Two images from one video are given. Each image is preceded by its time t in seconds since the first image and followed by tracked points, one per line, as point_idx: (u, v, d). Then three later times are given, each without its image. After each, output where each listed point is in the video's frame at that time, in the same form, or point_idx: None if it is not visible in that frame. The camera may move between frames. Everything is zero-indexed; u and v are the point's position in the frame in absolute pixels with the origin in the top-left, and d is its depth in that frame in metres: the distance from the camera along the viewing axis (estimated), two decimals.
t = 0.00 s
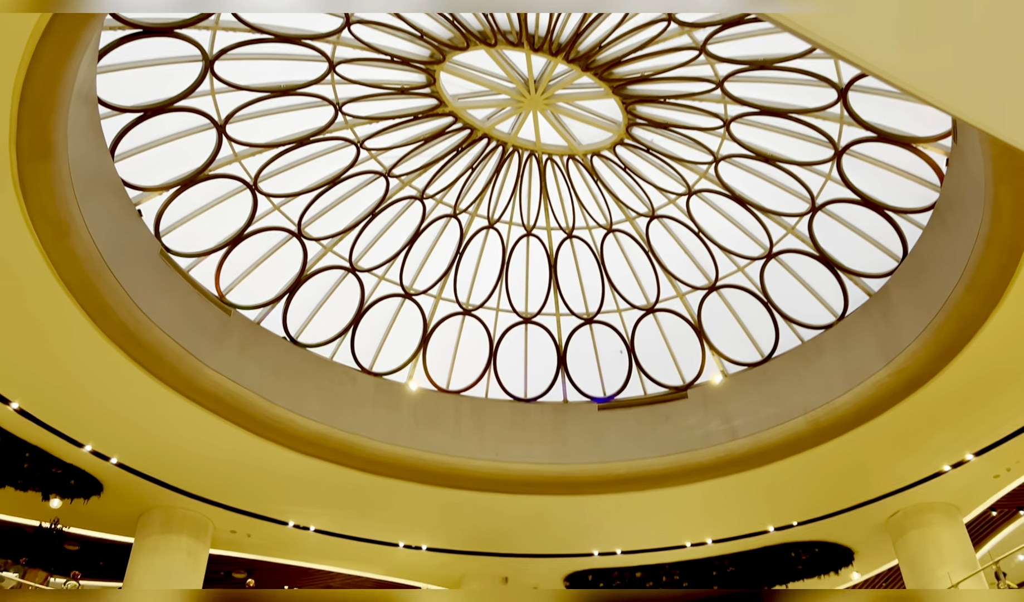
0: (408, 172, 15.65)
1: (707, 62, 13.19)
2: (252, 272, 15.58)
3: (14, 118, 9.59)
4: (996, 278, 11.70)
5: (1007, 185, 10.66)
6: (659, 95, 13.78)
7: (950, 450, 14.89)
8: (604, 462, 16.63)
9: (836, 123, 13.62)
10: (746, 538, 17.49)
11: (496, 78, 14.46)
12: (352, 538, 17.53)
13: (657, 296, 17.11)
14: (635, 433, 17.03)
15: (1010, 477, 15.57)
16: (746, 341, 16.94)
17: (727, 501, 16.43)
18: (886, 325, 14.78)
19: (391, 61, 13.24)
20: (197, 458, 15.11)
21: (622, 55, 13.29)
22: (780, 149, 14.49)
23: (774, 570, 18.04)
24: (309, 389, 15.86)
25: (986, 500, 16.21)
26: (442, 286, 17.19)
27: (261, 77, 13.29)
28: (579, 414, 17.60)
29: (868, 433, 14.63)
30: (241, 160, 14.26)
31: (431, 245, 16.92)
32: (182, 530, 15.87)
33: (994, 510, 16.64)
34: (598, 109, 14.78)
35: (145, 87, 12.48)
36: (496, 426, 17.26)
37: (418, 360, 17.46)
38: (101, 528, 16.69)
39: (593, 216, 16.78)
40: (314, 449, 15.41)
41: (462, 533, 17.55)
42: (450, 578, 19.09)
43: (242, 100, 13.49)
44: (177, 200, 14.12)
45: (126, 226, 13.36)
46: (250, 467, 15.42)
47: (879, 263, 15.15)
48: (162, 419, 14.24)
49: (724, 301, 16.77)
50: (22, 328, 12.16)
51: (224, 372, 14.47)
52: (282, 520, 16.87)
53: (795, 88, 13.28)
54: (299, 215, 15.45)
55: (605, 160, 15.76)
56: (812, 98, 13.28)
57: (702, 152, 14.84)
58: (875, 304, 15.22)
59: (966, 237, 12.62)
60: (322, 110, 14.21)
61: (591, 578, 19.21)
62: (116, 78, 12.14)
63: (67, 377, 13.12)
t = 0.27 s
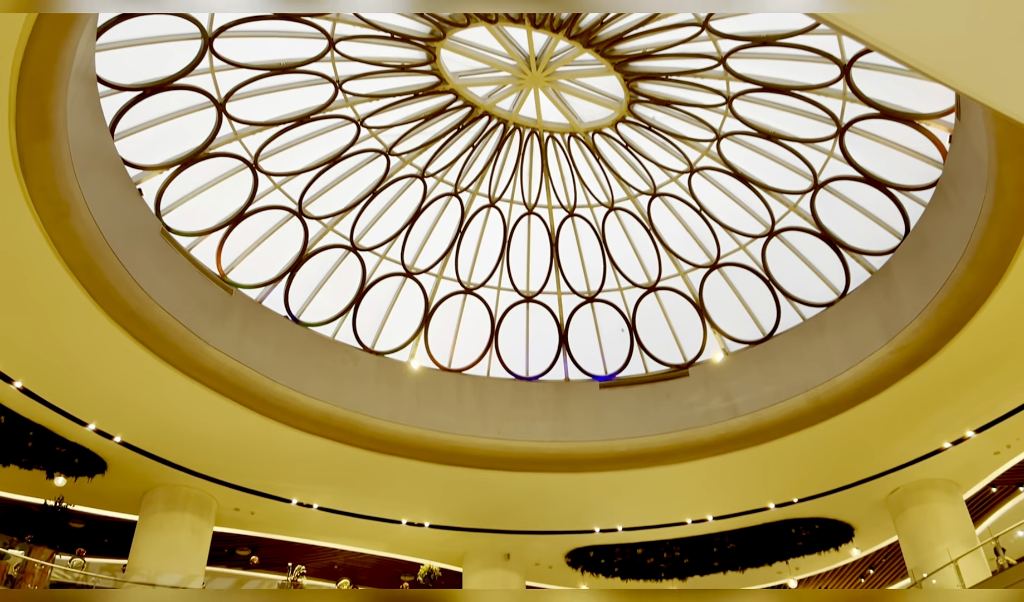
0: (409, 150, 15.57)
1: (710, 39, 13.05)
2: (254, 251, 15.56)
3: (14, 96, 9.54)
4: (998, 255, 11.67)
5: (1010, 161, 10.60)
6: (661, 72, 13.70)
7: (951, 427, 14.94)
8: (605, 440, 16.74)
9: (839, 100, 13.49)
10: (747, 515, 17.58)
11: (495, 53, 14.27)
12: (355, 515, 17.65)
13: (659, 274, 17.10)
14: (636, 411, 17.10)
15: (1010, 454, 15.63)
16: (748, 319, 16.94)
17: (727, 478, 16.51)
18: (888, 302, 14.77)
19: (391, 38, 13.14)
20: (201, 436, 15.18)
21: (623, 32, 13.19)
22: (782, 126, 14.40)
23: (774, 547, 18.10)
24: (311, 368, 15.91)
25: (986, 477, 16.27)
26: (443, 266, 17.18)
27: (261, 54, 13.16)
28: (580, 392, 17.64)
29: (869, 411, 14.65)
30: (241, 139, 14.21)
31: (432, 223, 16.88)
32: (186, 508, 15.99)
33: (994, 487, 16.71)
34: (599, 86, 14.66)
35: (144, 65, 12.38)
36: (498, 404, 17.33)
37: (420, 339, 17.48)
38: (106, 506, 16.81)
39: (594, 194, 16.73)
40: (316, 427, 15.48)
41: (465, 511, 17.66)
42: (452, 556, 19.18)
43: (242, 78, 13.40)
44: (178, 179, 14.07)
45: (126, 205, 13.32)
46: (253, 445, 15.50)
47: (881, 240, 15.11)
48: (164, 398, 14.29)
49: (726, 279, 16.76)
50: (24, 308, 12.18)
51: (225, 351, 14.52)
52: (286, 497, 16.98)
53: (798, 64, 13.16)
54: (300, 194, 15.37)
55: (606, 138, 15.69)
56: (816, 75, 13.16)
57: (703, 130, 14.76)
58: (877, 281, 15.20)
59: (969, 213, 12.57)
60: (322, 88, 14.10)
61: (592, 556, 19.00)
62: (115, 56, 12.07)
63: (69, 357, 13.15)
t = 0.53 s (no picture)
0: (409, 124, 15.47)
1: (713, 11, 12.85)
2: (255, 225, 15.50)
3: (13, 71, 9.45)
4: (1000, 228, 11.64)
5: (1015, 134, 10.53)
6: (663, 44, 13.57)
7: (951, 401, 14.98)
8: (606, 414, 16.84)
9: (842, 73, 13.33)
10: (748, 488, 17.67)
11: (496, 26, 14.13)
12: (358, 489, 17.76)
13: (661, 249, 17.06)
14: (637, 385, 17.15)
15: (1010, 427, 15.69)
16: (749, 293, 16.92)
17: (728, 452, 16.59)
18: (890, 276, 14.75)
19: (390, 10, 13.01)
20: (203, 411, 15.24)
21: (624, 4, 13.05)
22: (784, 99, 14.27)
23: (773, 519, 18.32)
24: (312, 342, 15.94)
25: (986, 450, 16.34)
26: (445, 241, 17.16)
27: (259, 27, 13.04)
28: (581, 367, 17.69)
29: (869, 385, 14.69)
30: (241, 113, 14.10)
31: (433, 197, 16.82)
32: (189, 482, 16.14)
33: (994, 460, 16.78)
34: (601, 59, 14.58)
35: (142, 40, 12.25)
36: (499, 379, 17.39)
37: (421, 314, 17.49)
38: (110, 481, 16.92)
39: (596, 168, 16.65)
40: (319, 401, 15.54)
41: (467, 484, 17.77)
42: (454, 529, 19.31)
43: (241, 51, 13.27)
44: (177, 153, 13.99)
45: (125, 178, 13.25)
46: (255, 420, 15.57)
47: (883, 214, 15.05)
48: (167, 373, 14.34)
49: (727, 253, 16.72)
50: (26, 283, 12.18)
51: (227, 326, 14.56)
52: (289, 472, 17.08)
53: (801, 37, 12.98)
54: (300, 168, 15.26)
55: (608, 111, 15.59)
56: (819, 48, 13.00)
57: (706, 103, 14.65)
58: (879, 255, 15.17)
59: (972, 186, 12.51)
60: (321, 62, 13.94)
61: (592, 528, 19.01)
62: (112, 30, 11.94)
63: (71, 332, 13.18)
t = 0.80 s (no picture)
0: (409, 96, 15.37)
1: None
2: (256, 198, 15.37)
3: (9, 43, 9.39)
4: (1001, 199, 11.60)
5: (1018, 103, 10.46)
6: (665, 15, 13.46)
7: (951, 373, 15.01)
8: (607, 386, 16.91)
9: (846, 43, 13.21)
10: (748, 460, 17.77)
11: None
12: (360, 461, 17.86)
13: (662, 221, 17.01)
14: (638, 359, 17.20)
15: (1010, 398, 15.74)
16: (750, 266, 16.90)
17: (728, 424, 16.66)
18: (892, 249, 14.72)
19: None
20: (206, 384, 15.30)
21: None
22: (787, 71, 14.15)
23: (773, 490, 18.50)
24: (313, 315, 15.96)
25: (985, 421, 16.40)
26: (445, 213, 17.12)
27: None
28: (583, 340, 17.72)
29: (869, 358, 14.71)
30: (240, 85, 13.92)
31: (434, 170, 16.75)
32: (193, 454, 16.24)
33: (993, 431, 16.84)
34: (603, 29, 14.48)
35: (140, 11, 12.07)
36: (500, 352, 17.44)
37: (422, 288, 17.49)
38: (114, 454, 17.03)
39: (597, 140, 16.57)
40: (321, 374, 15.59)
41: (468, 456, 17.86)
42: (456, 501, 19.43)
43: (239, 22, 13.09)
44: (177, 126, 13.88)
45: (124, 151, 13.19)
46: (258, 393, 15.63)
47: (884, 186, 14.99)
48: (168, 347, 14.36)
49: (729, 225, 16.68)
50: (27, 257, 12.17)
51: (228, 299, 14.57)
52: (292, 444, 17.17)
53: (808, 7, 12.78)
54: (300, 140, 15.17)
55: (609, 82, 15.51)
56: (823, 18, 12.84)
57: (708, 74, 14.56)
58: (880, 227, 15.12)
59: (975, 158, 12.45)
60: (321, 33, 13.75)
61: (592, 499, 19.24)
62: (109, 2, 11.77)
63: (72, 305, 13.19)
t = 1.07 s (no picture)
0: (409, 64, 15.24)
1: None
2: (257, 167, 15.29)
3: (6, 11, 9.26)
4: (1005, 167, 11.51)
5: None
6: None
7: (951, 342, 15.02)
8: (608, 356, 16.97)
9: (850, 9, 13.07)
10: (748, 429, 17.84)
11: None
12: (362, 430, 17.94)
13: (664, 190, 16.93)
14: (639, 329, 17.23)
15: (1011, 367, 15.77)
16: (752, 235, 16.84)
17: (729, 394, 16.71)
18: (894, 218, 14.67)
19: None
20: (208, 354, 15.34)
21: None
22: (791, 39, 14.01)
23: (773, 459, 18.56)
24: (315, 286, 15.97)
25: (985, 389, 16.44)
26: (446, 183, 17.03)
27: None
28: (584, 310, 17.74)
29: (871, 327, 14.70)
30: (238, 53, 13.71)
31: (434, 139, 16.66)
32: (196, 424, 16.34)
33: (993, 400, 16.88)
34: None
35: None
36: (501, 322, 17.47)
37: (423, 258, 17.46)
38: (118, 424, 17.13)
39: (599, 109, 16.44)
40: (322, 344, 15.62)
41: (470, 426, 17.95)
42: (457, 469, 19.56)
43: None
44: (176, 95, 13.74)
45: (122, 120, 13.07)
46: (260, 363, 15.68)
47: (887, 154, 14.88)
48: (170, 317, 14.37)
49: (731, 194, 16.58)
50: (27, 227, 12.13)
51: (229, 269, 14.56)
52: (294, 413, 17.25)
53: None
54: (300, 109, 14.99)
55: (611, 50, 15.39)
56: None
57: (711, 42, 14.43)
58: (882, 196, 15.04)
59: (980, 125, 12.35)
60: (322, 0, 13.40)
61: (593, 468, 19.35)
62: None
63: (73, 276, 13.18)
